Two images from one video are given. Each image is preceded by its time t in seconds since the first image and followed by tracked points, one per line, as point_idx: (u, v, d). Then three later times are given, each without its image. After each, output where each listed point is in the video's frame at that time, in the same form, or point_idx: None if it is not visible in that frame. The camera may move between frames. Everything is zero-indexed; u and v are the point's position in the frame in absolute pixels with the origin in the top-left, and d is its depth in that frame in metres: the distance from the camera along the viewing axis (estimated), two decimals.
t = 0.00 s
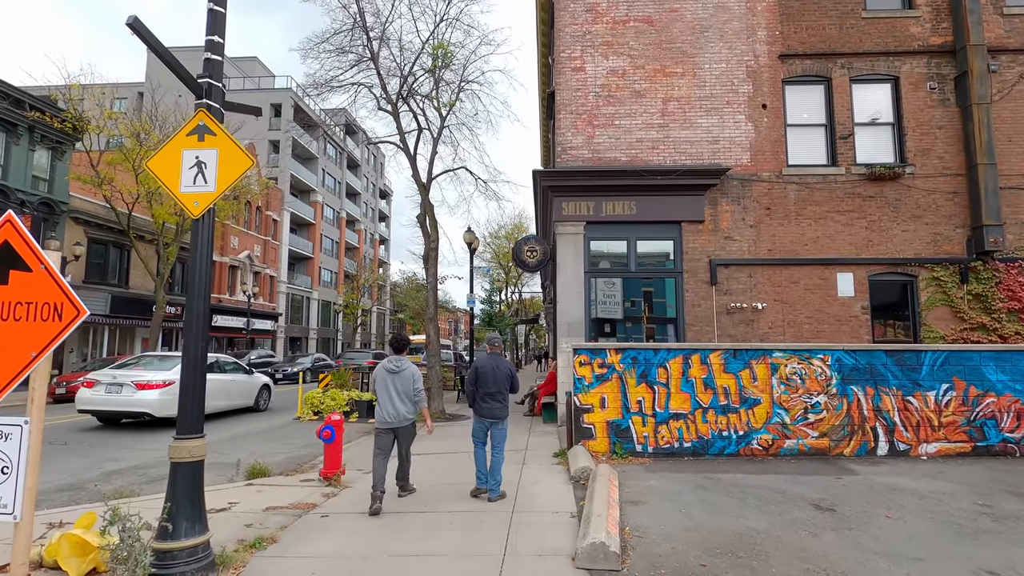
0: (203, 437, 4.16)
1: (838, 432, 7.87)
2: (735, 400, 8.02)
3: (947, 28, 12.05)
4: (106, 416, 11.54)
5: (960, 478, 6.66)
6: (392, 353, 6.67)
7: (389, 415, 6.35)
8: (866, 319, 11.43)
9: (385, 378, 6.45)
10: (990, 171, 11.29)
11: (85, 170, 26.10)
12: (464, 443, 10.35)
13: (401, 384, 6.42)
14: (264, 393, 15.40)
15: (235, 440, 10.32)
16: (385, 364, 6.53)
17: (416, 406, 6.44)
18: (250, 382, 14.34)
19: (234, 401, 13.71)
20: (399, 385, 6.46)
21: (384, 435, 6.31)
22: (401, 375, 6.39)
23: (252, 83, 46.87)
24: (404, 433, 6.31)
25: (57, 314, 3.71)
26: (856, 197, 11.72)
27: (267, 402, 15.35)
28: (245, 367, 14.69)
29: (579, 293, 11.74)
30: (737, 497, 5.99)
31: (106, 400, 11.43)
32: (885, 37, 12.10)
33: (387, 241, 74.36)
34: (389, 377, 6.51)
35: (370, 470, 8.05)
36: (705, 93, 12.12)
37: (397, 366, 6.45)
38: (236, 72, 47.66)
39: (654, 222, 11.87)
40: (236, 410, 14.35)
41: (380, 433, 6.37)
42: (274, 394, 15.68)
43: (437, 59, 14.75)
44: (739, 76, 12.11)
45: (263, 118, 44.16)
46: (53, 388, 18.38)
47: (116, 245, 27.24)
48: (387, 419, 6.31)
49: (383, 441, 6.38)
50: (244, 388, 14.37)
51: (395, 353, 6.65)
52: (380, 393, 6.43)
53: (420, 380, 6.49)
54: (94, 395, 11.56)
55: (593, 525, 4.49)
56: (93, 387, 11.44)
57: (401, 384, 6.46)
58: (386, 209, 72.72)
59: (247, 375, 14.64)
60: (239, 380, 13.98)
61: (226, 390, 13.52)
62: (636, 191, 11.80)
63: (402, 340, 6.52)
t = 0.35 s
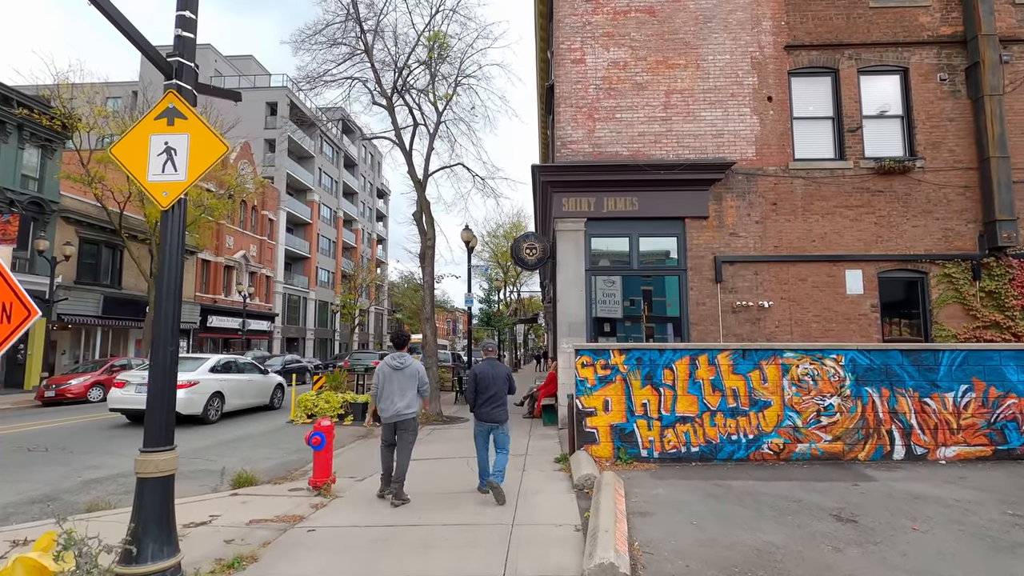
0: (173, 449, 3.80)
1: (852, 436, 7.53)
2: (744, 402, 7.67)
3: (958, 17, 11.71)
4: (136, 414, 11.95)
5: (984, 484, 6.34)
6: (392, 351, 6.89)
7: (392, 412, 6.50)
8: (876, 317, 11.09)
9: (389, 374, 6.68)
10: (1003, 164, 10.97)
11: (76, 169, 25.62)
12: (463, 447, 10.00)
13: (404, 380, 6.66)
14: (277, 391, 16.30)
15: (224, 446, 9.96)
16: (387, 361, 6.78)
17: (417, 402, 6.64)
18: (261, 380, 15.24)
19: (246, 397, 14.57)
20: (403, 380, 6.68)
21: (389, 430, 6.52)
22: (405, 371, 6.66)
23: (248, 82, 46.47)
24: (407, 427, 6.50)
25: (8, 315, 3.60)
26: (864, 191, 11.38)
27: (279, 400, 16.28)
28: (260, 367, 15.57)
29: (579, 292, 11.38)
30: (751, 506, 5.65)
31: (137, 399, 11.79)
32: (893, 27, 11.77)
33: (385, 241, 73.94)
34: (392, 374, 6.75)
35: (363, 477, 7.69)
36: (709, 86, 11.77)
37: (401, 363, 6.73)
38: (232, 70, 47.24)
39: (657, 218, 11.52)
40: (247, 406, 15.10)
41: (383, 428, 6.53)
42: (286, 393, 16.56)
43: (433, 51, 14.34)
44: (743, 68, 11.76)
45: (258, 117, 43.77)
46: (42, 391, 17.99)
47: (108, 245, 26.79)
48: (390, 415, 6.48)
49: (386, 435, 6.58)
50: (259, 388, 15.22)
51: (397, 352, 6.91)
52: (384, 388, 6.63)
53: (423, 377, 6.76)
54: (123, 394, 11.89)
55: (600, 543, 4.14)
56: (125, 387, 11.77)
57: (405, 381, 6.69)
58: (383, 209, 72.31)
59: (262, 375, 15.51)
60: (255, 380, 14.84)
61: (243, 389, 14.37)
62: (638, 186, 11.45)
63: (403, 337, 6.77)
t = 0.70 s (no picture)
0: (136, 457, 3.44)
1: (871, 440, 7.14)
2: (757, 404, 7.28)
3: (976, 4, 11.28)
4: (165, 407, 13.31)
5: (1016, 492, 5.95)
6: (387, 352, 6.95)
7: (387, 413, 6.61)
8: (890, 315, 10.68)
9: (383, 377, 6.78)
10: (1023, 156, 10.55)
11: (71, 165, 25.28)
12: (461, 449, 9.63)
13: (397, 381, 6.73)
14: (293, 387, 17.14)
15: (214, 448, 9.61)
16: (382, 364, 6.87)
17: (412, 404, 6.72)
18: (280, 377, 15.99)
19: (267, 394, 15.31)
20: (396, 383, 6.75)
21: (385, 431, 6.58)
22: (397, 373, 6.72)
23: (248, 79, 46.17)
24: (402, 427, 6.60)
25: None
26: (878, 185, 10.97)
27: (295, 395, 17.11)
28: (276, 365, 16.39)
29: (582, 289, 10.99)
30: (769, 516, 5.26)
31: (165, 394, 13.18)
32: (908, 15, 11.35)
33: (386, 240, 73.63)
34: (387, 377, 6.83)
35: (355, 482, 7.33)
36: (717, 76, 11.37)
37: (394, 366, 6.79)
38: (232, 68, 46.91)
39: (663, 212, 11.12)
40: (269, 402, 16.04)
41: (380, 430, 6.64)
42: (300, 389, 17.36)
43: (431, 39, 13.92)
44: (753, 57, 11.36)
45: (258, 114, 43.46)
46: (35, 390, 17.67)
47: (104, 242, 26.46)
48: (384, 418, 6.57)
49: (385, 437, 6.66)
50: (277, 384, 16.05)
51: (391, 355, 6.99)
52: (379, 391, 6.73)
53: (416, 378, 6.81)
54: (154, 389, 13.35)
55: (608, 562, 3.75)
56: (154, 383, 13.15)
57: (399, 383, 6.75)
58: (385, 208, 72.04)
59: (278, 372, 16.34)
60: (273, 376, 15.68)
61: (262, 385, 15.18)
62: (643, 179, 11.06)
63: (396, 339, 6.82)
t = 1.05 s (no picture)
0: (84, 472, 3.13)
1: (886, 444, 6.78)
2: (767, 407, 6.92)
3: None
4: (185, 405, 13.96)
5: None
6: (386, 351, 6.91)
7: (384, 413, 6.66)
8: (900, 313, 10.34)
9: (381, 376, 6.78)
10: None
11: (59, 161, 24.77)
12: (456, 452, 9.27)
13: (395, 382, 6.73)
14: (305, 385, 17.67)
15: (198, 452, 9.22)
16: (381, 364, 6.86)
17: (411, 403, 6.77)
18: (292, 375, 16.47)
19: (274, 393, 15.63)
20: (395, 382, 6.77)
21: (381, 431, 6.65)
22: (396, 372, 6.72)
23: (242, 76, 45.63)
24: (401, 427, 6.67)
25: None
26: (887, 178, 10.62)
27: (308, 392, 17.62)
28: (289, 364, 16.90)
29: (582, 286, 10.61)
30: (786, 529, 4.90)
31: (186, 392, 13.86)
32: (918, 3, 11.00)
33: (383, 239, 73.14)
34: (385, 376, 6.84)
35: (345, 489, 6.96)
36: (720, 66, 11.00)
37: (392, 365, 6.79)
38: (226, 65, 46.36)
39: (665, 207, 10.75)
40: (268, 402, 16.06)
41: (377, 428, 6.69)
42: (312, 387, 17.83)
43: (425, 25, 13.47)
44: (758, 47, 10.99)
45: (253, 111, 42.99)
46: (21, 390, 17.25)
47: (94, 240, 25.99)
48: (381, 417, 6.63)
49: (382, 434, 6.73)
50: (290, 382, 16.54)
51: (389, 353, 6.95)
52: (377, 391, 6.75)
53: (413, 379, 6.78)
54: (175, 388, 14.04)
55: None
56: (175, 381, 13.88)
57: (397, 382, 6.76)
58: (381, 206, 71.56)
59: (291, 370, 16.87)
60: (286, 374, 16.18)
61: (276, 383, 15.71)
62: (645, 173, 10.69)
63: (394, 340, 6.79)
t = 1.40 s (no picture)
0: (23, 487, 2.81)
1: (911, 449, 6.39)
2: (783, 410, 6.52)
3: None
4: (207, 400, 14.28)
5: None
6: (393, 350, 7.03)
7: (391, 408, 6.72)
8: (916, 312, 9.95)
9: (389, 373, 6.85)
10: None
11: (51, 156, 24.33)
12: (454, 455, 8.87)
13: (402, 378, 6.83)
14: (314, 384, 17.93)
15: (185, 455, 8.82)
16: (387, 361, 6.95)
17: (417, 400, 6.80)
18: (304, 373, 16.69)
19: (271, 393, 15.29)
20: (403, 380, 6.84)
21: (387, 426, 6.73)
22: (405, 369, 6.84)
23: (240, 73, 45.21)
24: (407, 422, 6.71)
25: None
26: (903, 172, 10.23)
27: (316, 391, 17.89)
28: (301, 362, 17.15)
29: (586, 283, 10.21)
30: (811, 543, 4.51)
31: (207, 388, 14.07)
32: None
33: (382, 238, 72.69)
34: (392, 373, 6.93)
35: (336, 496, 6.55)
36: (729, 55, 10.61)
37: (400, 362, 6.89)
38: (224, 61, 45.93)
39: (671, 201, 10.37)
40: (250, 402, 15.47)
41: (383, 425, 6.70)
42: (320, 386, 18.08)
43: (423, 13, 13.04)
44: (768, 35, 10.60)
45: (250, 108, 42.58)
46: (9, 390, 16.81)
47: (87, 237, 25.55)
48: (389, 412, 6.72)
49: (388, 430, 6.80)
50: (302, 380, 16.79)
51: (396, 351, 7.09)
52: (384, 387, 6.82)
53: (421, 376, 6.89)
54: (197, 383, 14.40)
55: None
56: (196, 377, 14.10)
57: (405, 380, 6.83)
58: (380, 205, 71.13)
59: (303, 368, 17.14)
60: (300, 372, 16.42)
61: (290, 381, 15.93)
62: (651, 166, 10.30)
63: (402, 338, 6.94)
